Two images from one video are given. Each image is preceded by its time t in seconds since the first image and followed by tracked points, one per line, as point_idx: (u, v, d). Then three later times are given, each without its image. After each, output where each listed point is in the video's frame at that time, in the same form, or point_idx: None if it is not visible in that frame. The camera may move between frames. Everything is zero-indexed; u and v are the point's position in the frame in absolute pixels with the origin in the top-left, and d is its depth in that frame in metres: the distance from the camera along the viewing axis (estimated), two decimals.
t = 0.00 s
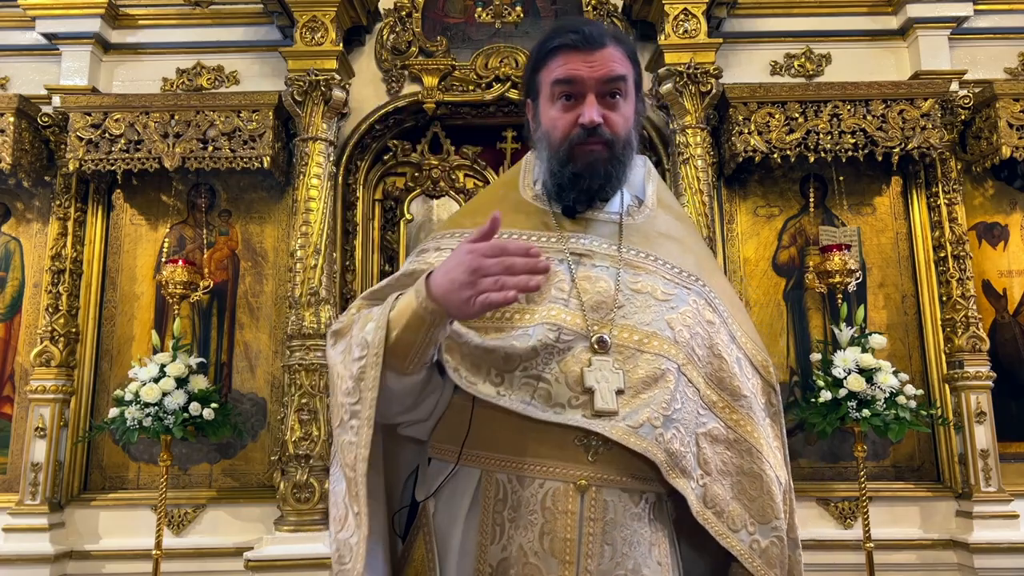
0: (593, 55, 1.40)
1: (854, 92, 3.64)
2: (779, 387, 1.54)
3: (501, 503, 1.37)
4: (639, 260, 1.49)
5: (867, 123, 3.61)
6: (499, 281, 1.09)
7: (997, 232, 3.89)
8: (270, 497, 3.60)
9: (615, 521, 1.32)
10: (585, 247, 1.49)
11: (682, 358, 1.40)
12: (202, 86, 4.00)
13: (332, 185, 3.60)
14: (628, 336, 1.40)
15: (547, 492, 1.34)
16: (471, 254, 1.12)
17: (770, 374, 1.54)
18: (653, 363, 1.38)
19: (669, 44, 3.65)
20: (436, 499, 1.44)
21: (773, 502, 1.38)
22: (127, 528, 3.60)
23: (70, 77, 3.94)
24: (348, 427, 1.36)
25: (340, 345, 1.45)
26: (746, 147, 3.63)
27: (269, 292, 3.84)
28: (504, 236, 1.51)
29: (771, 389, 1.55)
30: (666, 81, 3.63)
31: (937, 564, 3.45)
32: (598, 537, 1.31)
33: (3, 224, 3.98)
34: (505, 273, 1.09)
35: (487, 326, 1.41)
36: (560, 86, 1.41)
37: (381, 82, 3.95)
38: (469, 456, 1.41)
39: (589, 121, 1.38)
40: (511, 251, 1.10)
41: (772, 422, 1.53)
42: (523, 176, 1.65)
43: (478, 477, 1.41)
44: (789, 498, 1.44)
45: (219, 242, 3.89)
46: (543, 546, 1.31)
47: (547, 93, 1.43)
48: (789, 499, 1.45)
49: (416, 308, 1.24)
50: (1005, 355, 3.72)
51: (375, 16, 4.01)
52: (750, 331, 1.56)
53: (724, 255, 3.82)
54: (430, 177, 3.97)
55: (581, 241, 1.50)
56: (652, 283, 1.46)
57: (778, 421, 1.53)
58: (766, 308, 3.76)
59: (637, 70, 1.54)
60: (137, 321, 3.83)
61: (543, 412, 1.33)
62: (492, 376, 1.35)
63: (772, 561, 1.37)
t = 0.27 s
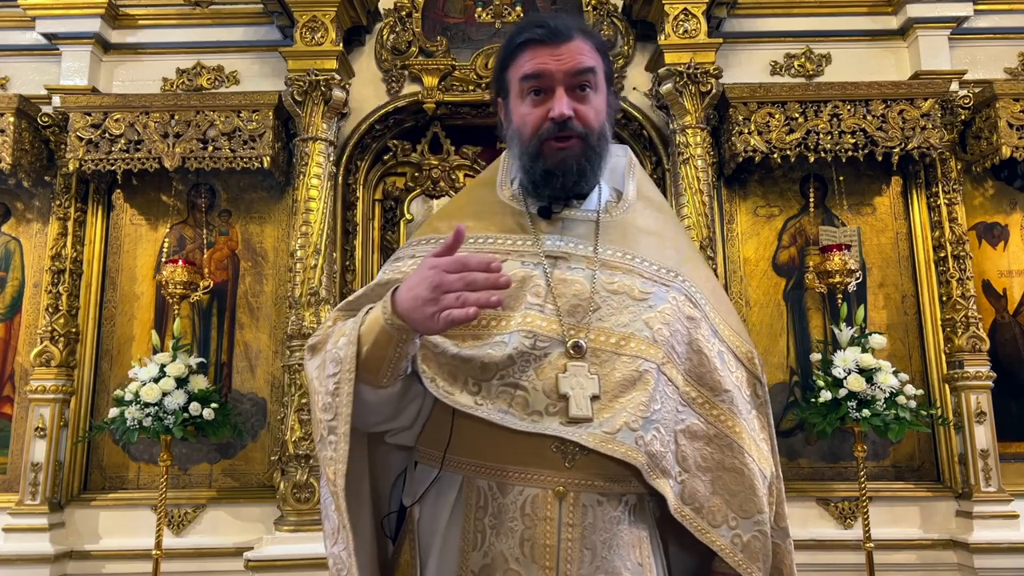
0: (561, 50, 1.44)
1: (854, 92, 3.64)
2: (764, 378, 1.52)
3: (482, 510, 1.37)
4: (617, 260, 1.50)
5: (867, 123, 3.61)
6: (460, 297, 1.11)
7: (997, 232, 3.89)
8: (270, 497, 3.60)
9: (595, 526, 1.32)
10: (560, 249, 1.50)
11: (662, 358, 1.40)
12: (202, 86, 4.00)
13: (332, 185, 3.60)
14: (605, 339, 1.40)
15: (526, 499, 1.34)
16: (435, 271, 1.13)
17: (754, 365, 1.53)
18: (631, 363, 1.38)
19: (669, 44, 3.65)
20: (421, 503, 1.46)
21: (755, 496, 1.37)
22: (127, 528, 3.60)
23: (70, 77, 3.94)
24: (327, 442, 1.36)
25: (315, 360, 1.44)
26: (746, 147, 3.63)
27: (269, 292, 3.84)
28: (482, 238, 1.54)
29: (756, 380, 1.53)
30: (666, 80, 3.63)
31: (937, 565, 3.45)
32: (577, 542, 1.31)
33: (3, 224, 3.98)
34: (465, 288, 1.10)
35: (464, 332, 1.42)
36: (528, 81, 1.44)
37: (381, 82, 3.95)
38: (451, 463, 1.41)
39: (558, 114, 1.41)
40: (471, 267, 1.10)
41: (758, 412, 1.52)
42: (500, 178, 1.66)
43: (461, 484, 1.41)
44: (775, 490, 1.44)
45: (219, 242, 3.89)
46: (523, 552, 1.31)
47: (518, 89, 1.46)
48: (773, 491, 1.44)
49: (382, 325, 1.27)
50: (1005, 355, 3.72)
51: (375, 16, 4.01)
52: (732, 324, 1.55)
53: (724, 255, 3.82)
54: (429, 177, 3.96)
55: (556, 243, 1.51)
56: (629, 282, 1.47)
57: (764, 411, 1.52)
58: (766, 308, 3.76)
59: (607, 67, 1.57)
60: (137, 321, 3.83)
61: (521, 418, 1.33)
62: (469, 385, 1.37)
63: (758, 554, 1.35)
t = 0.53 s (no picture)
0: (534, 48, 1.46)
1: (854, 92, 3.64)
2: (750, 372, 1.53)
3: (466, 508, 1.37)
4: (596, 257, 1.50)
5: (867, 123, 3.61)
6: (432, 293, 1.11)
7: (997, 232, 3.90)
8: (270, 497, 3.60)
9: (579, 521, 1.32)
10: (539, 249, 1.50)
11: (643, 352, 1.40)
12: (202, 86, 4.00)
13: (332, 185, 3.60)
14: (584, 336, 1.40)
15: (510, 496, 1.34)
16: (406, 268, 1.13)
17: (740, 360, 1.54)
18: (611, 359, 1.38)
19: (669, 44, 3.65)
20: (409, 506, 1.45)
21: (740, 490, 1.37)
22: (127, 528, 3.60)
23: (70, 77, 3.94)
24: (313, 445, 1.36)
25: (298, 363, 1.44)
26: (746, 147, 3.63)
27: (269, 292, 3.84)
28: (463, 239, 1.54)
29: (743, 374, 1.54)
30: (666, 80, 3.63)
31: (937, 564, 3.45)
32: (561, 538, 1.31)
33: (3, 224, 3.98)
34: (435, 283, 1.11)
35: (444, 333, 1.42)
36: (503, 79, 1.47)
37: (381, 82, 3.95)
38: (435, 462, 1.41)
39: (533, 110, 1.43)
40: (443, 263, 1.11)
41: (746, 407, 1.52)
42: (482, 182, 1.68)
43: (445, 484, 1.40)
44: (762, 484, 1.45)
45: (219, 242, 3.89)
46: (508, 549, 1.31)
47: (493, 88, 1.49)
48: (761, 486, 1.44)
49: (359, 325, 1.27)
50: (1004, 355, 3.72)
51: (375, 16, 4.00)
52: (717, 319, 1.55)
53: (724, 255, 3.82)
54: (429, 177, 3.95)
55: (534, 243, 1.51)
56: (608, 279, 1.47)
57: (752, 407, 1.52)
58: (766, 308, 3.76)
59: (582, 66, 1.60)
60: (137, 321, 3.83)
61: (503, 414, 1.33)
62: (451, 384, 1.37)
63: (744, 548, 1.34)
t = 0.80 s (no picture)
0: (511, 50, 1.48)
1: (854, 92, 3.64)
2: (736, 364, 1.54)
3: (455, 499, 1.36)
4: (579, 251, 1.52)
5: (867, 123, 3.61)
6: (392, 235, 1.15)
7: (997, 232, 3.89)
8: (270, 497, 3.60)
9: (568, 507, 1.31)
10: (522, 243, 1.51)
11: (626, 342, 1.41)
12: (202, 86, 4.00)
13: (332, 185, 3.60)
14: (566, 325, 1.40)
15: (498, 484, 1.33)
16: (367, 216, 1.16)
17: (726, 353, 1.56)
18: (592, 347, 1.38)
19: (669, 44, 3.65)
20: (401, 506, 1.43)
21: (729, 479, 1.37)
22: (127, 528, 3.60)
23: (70, 77, 3.94)
24: (303, 426, 1.34)
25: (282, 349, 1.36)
26: (746, 147, 3.63)
27: (269, 292, 3.84)
28: (448, 238, 1.55)
29: (729, 367, 1.55)
30: (666, 80, 3.63)
31: (937, 564, 3.45)
32: (550, 525, 1.30)
33: (3, 224, 3.98)
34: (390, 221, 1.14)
35: (427, 323, 1.43)
36: (481, 81, 1.48)
37: (381, 82, 3.95)
38: (426, 455, 1.41)
39: (512, 110, 1.44)
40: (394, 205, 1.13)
41: (734, 400, 1.53)
42: (466, 188, 1.69)
43: (435, 477, 1.40)
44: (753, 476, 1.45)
45: (219, 242, 3.89)
46: (498, 538, 1.30)
47: (472, 91, 1.50)
48: (750, 477, 1.44)
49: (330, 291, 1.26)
50: (1004, 355, 3.72)
51: (375, 16, 4.00)
52: (701, 313, 1.57)
53: (724, 255, 3.83)
54: (429, 177, 3.95)
55: (518, 238, 1.52)
56: (591, 271, 1.48)
57: (740, 400, 1.52)
58: (765, 308, 3.76)
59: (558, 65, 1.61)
60: (136, 321, 3.83)
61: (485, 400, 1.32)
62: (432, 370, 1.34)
63: (733, 537, 1.33)
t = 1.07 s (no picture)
0: (485, 61, 1.48)
1: (855, 92, 3.64)
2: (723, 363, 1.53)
3: (442, 496, 1.35)
4: (563, 249, 1.52)
5: (867, 123, 3.61)
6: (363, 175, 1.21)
7: (997, 232, 3.89)
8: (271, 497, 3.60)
9: (552, 503, 1.31)
10: (507, 244, 1.52)
11: (609, 338, 1.41)
12: (202, 86, 4.00)
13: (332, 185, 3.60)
14: (549, 321, 1.42)
15: (484, 481, 1.33)
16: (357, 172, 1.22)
17: (713, 351, 1.55)
18: (574, 343, 1.39)
19: (669, 44, 3.65)
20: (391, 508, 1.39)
21: (716, 476, 1.35)
22: (127, 528, 3.60)
23: (70, 77, 3.94)
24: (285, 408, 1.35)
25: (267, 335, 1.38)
26: (746, 147, 3.63)
27: (269, 292, 3.84)
28: (434, 239, 1.57)
29: (716, 365, 1.54)
30: (666, 80, 3.63)
31: (937, 564, 3.45)
32: (534, 521, 1.29)
33: (3, 224, 3.98)
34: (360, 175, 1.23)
35: (415, 317, 1.43)
36: (459, 94, 1.49)
37: (381, 82, 3.95)
38: (415, 454, 1.41)
39: (490, 122, 1.45)
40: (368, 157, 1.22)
41: (721, 398, 1.52)
42: (454, 194, 1.71)
43: (422, 475, 1.39)
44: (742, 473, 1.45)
45: (219, 242, 3.89)
46: (483, 534, 1.30)
47: (451, 104, 1.51)
48: (738, 474, 1.43)
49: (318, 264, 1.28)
50: (1004, 355, 3.72)
51: (375, 16, 4.00)
52: (688, 312, 1.57)
53: (724, 255, 3.83)
54: (429, 177, 3.95)
55: (503, 238, 1.54)
56: (575, 269, 1.49)
57: (727, 397, 1.51)
58: (765, 308, 3.76)
59: (535, 70, 1.61)
60: (136, 321, 3.83)
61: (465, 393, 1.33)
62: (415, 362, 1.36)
63: (719, 534, 1.32)
